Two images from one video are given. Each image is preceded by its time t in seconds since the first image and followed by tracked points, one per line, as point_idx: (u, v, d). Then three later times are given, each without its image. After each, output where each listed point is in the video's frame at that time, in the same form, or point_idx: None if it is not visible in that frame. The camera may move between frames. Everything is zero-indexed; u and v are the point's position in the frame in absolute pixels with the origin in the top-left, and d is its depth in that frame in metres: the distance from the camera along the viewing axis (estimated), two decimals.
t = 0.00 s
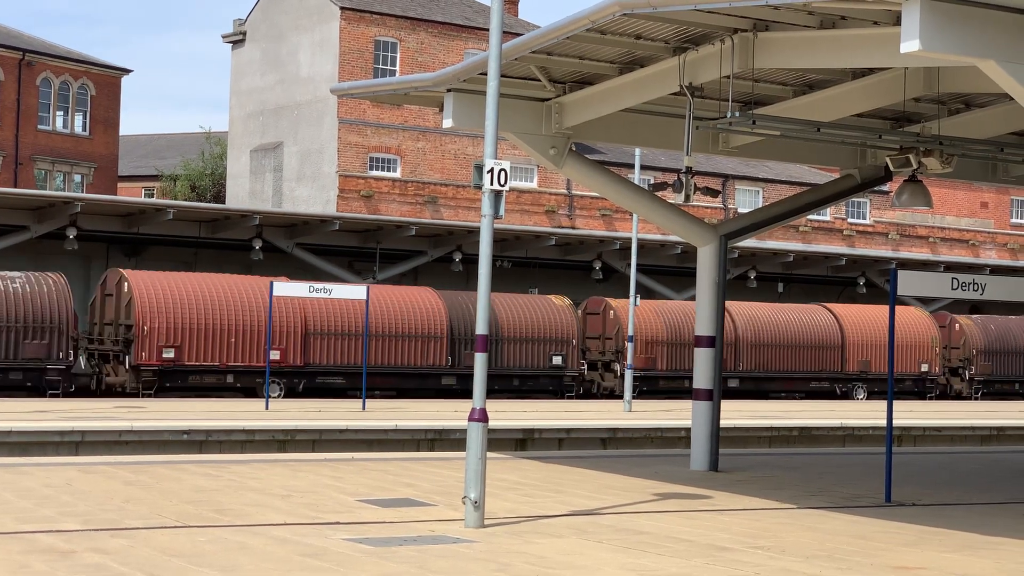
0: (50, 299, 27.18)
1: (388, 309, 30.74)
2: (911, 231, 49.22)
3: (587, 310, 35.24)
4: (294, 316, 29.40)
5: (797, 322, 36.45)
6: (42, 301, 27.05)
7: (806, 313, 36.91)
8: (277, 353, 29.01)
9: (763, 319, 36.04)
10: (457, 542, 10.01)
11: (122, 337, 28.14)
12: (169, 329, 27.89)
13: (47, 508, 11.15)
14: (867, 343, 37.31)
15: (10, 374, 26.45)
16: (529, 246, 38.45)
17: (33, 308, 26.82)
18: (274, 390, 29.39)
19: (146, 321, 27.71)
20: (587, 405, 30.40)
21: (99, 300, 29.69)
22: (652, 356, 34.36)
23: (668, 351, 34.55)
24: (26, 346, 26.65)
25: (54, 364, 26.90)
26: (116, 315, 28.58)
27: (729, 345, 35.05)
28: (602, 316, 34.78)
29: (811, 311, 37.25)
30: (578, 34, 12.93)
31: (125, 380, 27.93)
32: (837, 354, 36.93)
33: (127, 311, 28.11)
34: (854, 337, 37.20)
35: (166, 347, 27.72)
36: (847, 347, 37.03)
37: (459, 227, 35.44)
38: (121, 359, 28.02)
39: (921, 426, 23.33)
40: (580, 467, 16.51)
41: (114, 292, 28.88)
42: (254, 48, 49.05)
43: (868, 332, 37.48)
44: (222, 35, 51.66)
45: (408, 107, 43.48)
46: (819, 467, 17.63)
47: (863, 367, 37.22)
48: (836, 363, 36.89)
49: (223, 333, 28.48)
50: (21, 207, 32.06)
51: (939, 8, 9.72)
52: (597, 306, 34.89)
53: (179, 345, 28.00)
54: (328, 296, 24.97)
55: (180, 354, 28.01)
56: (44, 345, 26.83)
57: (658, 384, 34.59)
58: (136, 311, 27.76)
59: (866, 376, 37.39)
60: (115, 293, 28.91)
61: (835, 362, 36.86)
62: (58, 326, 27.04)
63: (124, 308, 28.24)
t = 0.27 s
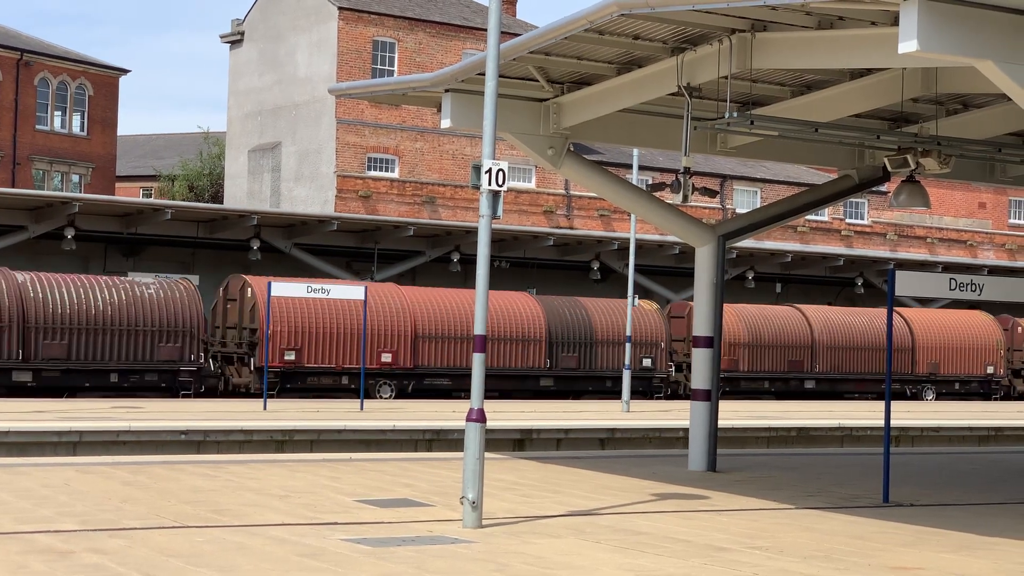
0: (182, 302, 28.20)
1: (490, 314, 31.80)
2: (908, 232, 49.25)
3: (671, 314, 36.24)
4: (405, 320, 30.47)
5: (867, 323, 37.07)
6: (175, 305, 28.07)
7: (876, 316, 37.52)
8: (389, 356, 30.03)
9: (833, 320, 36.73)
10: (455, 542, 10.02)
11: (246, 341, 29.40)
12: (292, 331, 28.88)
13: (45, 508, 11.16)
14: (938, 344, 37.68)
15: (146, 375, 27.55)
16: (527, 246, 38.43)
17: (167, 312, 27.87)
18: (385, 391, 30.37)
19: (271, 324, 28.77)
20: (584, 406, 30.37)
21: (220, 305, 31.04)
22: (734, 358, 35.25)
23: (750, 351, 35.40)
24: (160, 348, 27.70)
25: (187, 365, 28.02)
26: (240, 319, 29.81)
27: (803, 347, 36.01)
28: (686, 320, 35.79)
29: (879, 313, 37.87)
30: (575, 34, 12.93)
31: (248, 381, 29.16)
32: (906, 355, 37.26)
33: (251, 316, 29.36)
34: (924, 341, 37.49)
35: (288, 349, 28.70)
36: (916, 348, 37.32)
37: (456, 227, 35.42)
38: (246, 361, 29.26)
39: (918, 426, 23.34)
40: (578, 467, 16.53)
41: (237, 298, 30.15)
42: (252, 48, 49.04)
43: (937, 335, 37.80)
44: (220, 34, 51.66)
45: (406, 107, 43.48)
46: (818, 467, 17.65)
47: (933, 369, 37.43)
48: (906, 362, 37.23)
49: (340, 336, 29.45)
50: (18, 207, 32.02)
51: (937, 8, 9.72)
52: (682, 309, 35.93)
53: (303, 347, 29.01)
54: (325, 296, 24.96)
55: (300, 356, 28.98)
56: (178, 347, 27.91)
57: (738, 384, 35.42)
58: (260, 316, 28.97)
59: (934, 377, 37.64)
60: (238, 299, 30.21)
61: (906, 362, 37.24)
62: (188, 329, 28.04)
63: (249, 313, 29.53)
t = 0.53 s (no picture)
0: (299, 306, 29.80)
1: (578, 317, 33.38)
2: (906, 232, 49.25)
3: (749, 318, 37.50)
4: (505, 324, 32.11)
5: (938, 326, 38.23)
6: (295, 310, 29.67)
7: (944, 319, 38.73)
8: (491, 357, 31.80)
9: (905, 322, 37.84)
10: (453, 542, 10.02)
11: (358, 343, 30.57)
12: (402, 335, 30.63)
13: (43, 508, 11.15)
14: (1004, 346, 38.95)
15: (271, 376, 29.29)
16: (524, 246, 38.41)
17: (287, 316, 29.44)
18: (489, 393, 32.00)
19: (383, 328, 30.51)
20: (581, 406, 30.36)
21: (331, 307, 30.77)
22: (811, 360, 36.49)
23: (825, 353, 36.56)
24: (281, 351, 29.29)
25: (306, 366, 29.62)
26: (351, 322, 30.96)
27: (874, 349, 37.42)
28: (764, 323, 37.09)
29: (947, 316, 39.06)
30: (573, 34, 12.93)
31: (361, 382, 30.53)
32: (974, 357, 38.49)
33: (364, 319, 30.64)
34: (990, 343, 38.74)
35: (399, 351, 30.49)
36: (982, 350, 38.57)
37: (454, 227, 35.40)
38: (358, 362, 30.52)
39: (916, 426, 23.35)
40: (576, 467, 16.53)
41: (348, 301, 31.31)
42: (249, 48, 49.01)
43: (1002, 337, 39.03)
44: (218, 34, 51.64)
45: (404, 107, 43.47)
46: (816, 467, 17.65)
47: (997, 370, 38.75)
48: (974, 364, 38.43)
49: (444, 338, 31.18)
50: (16, 207, 31.98)
51: (935, 9, 9.71)
52: (759, 313, 37.26)
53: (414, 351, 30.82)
54: (323, 296, 24.93)
55: (410, 359, 30.77)
56: (298, 349, 29.47)
57: (815, 386, 36.66)
58: (371, 320, 30.47)
59: (1000, 378, 38.93)
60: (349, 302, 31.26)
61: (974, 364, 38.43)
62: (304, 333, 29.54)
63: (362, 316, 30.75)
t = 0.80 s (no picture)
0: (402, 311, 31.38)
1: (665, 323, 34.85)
2: (903, 232, 49.30)
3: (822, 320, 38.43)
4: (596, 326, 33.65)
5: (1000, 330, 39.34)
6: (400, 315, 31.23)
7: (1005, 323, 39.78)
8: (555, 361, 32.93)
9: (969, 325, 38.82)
10: (450, 542, 10.02)
11: (462, 346, 32.30)
12: (502, 338, 32.30)
13: (40, 508, 11.15)
14: None
15: (377, 377, 30.79)
16: (522, 247, 38.39)
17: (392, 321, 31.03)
18: (581, 393, 33.60)
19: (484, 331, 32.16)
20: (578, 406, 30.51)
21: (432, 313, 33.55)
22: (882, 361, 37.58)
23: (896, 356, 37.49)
24: (390, 354, 30.84)
25: (413, 369, 31.20)
26: (453, 326, 32.64)
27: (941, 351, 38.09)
28: (836, 326, 38.01)
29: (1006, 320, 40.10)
30: (571, 35, 12.93)
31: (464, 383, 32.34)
32: None
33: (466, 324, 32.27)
34: None
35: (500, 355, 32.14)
36: None
37: (451, 227, 35.40)
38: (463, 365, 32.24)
39: (914, 426, 23.37)
40: (573, 468, 16.53)
41: (450, 306, 32.97)
42: (247, 48, 48.99)
43: None
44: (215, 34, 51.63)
45: (401, 107, 43.47)
46: (813, 467, 17.66)
47: None
48: None
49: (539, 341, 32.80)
50: (13, 207, 31.95)
51: (932, 9, 9.71)
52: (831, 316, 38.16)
53: (513, 353, 32.44)
54: (321, 296, 24.92)
55: (510, 361, 32.41)
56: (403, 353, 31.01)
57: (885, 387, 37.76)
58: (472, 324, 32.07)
59: None
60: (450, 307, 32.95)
61: None
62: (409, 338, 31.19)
63: (463, 321, 32.42)
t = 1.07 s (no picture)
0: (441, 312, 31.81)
1: (746, 326, 36.15)
2: (901, 232, 49.33)
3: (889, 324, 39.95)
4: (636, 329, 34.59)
5: None
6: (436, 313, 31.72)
7: None
8: (596, 362, 33.98)
9: None
10: (447, 543, 10.02)
11: (557, 350, 34.21)
12: (597, 341, 34.01)
13: (37, 509, 11.14)
14: None
15: (400, 377, 31.02)
16: (520, 247, 38.39)
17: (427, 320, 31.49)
18: (667, 394, 35.32)
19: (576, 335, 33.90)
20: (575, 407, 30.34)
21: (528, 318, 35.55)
22: (948, 363, 38.97)
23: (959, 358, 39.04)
24: (405, 354, 31.06)
25: (513, 371, 32.63)
26: (548, 330, 34.62)
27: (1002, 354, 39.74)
28: (903, 330, 39.44)
29: None
30: (568, 35, 12.92)
31: (559, 385, 34.11)
32: None
33: (561, 328, 34.19)
34: None
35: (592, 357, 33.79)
36: None
37: (449, 228, 35.41)
38: (557, 368, 34.13)
39: (911, 427, 23.38)
40: (571, 468, 16.54)
41: (544, 311, 35.05)
42: (245, 48, 48.99)
43: None
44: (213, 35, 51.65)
45: (399, 108, 43.48)
46: (811, 468, 17.67)
47: None
48: None
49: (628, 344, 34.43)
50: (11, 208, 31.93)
51: (929, 9, 9.72)
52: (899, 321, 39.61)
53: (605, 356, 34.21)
54: (319, 297, 24.92)
55: (602, 364, 34.15)
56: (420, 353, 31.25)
57: (951, 388, 39.14)
58: (569, 329, 33.85)
59: None
60: (546, 313, 34.91)
61: None
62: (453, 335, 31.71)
63: (558, 325, 34.37)
